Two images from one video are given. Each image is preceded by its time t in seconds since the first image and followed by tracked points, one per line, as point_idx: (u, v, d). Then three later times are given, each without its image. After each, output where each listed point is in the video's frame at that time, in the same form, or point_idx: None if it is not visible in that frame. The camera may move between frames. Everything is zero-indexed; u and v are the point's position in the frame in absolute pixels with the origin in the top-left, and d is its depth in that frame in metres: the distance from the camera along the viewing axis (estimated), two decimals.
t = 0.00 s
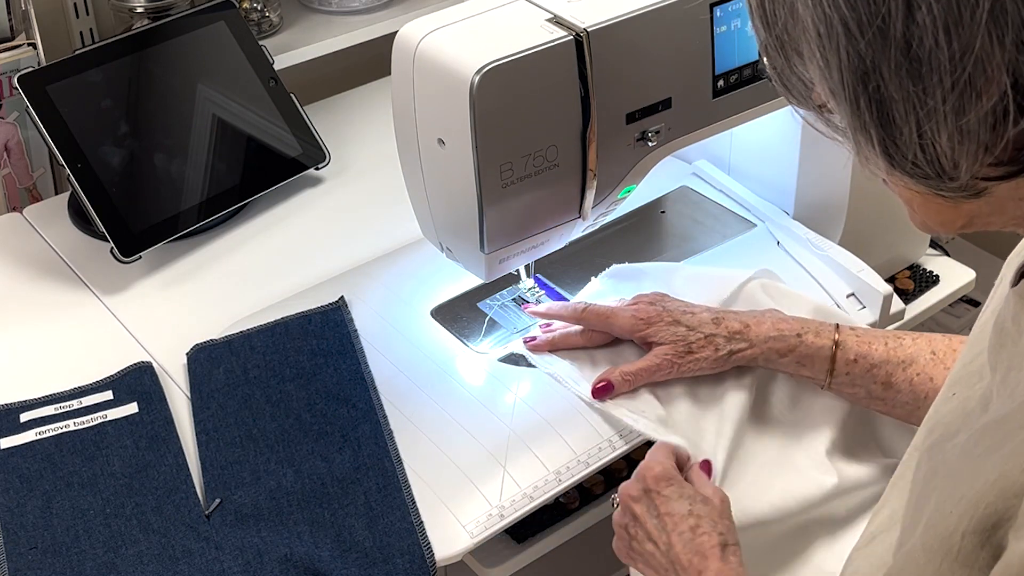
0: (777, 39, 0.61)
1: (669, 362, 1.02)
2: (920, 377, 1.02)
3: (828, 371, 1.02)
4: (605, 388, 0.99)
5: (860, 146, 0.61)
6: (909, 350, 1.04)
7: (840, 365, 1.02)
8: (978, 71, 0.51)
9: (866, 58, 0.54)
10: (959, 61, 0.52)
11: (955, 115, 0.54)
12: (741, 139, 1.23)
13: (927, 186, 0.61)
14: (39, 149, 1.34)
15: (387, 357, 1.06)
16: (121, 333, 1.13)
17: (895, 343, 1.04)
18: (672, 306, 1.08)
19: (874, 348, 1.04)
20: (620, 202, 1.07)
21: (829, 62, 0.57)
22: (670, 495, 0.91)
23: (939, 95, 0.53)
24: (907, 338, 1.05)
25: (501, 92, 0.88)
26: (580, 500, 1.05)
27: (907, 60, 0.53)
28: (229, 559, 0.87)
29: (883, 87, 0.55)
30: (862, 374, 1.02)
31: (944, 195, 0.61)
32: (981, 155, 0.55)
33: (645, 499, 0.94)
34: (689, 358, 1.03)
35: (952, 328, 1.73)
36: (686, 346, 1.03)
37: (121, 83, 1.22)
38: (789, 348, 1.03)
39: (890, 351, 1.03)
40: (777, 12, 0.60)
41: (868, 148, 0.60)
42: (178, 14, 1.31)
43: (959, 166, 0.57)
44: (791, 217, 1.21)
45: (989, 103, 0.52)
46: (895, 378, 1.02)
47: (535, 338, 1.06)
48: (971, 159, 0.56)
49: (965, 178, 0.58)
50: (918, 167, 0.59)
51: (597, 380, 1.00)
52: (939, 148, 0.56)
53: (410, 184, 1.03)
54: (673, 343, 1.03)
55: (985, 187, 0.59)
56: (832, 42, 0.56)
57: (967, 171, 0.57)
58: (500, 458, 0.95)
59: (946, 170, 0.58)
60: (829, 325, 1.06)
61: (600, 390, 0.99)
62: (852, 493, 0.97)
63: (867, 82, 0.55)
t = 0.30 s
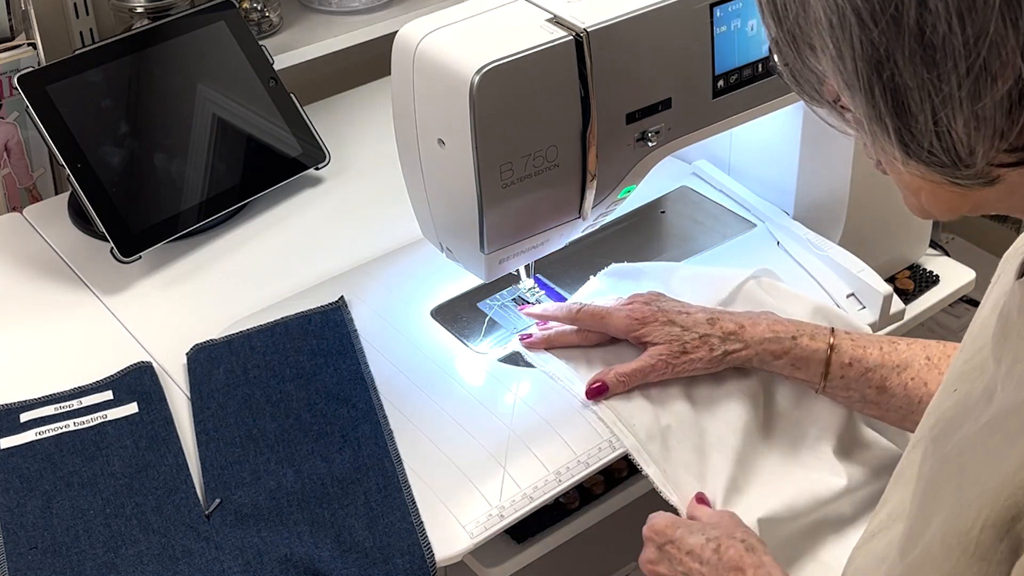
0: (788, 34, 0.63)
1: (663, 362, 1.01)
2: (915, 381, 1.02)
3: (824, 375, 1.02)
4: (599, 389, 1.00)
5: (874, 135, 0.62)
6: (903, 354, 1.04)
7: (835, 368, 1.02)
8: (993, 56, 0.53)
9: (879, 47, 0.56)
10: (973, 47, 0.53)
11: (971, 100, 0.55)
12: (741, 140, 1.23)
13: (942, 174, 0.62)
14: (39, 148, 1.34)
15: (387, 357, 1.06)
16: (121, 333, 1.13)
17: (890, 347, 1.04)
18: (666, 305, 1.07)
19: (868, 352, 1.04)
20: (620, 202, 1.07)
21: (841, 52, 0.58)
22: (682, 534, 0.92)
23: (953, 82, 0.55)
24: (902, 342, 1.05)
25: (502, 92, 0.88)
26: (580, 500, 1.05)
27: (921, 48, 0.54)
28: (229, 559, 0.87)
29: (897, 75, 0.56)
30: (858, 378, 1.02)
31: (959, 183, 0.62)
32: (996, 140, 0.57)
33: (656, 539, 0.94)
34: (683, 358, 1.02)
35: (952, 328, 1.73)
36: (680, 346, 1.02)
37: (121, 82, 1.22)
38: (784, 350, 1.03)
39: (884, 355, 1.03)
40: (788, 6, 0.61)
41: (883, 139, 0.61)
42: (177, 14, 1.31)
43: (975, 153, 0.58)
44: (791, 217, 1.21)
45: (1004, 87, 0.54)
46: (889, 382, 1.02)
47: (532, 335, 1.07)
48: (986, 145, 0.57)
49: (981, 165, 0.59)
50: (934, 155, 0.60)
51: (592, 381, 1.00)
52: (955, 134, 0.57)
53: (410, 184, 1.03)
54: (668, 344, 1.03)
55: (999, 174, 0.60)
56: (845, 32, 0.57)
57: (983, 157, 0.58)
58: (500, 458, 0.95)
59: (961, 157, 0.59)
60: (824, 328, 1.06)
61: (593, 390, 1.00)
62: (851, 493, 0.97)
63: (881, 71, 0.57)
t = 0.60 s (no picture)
0: (802, 9, 0.63)
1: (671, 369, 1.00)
2: (916, 381, 1.02)
3: (825, 373, 1.02)
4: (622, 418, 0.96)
5: (884, 112, 0.63)
6: (903, 354, 1.04)
7: (836, 366, 1.02)
8: (1005, 36, 0.54)
9: (893, 24, 0.57)
10: (986, 27, 0.54)
11: (982, 80, 0.56)
12: (742, 140, 1.22)
13: (949, 155, 0.63)
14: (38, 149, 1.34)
15: (387, 357, 1.06)
16: (121, 333, 1.13)
17: (890, 347, 1.04)
18: (666, 305, 1.06)
19: (870, 351, 1.03)
20: (620, 202, 1.07)
21: (855, 28, 0.59)
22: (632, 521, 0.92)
23: (965, 61, 0.56)
24: (902, 343, 1.05)
25: (502, 92, 0.88)
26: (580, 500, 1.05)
27: (935, 27, 0.55)
28: (229, 559, 0.87)
29: (909, 54, 0.57)
30: (858, 377, 1.02)
31: (965, 164, 0.63)
32: (1005, 121, 0.58)
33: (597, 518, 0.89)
34: (690, 361, 1.00)
35: (952, 329, 1.73)
36: (685, 350, 1.01)
37: (121, 82, 1.22)
38: (785, 348, 1.02)
39: (885, 355, 1.03)
40: None
41: (892, 116, 0.62)
42: (177, 14, 1.31)
43: (983, 134, 0.59)
44: (792, 217, 1.21)
45: (1015, 67, 0.55)
46: (890, 382, 1.02)
47: (531, 335, 1.07)
48: (995, 126, 0.58)
49: (988, 147, 0.61)
50: (942, 134, 0.61)
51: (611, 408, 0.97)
52: (964, 115, 0.59)
53: (410, 183, 1.03)
54: (672, 348, 1.01)
55: (1004, 157, 0.62)
56: (859, 9, 0.58)
57: (990, 138, 0.60)
58: (500, 458, 0.95)
59: (969, 138, 0.60)
60: (825, 327, 1.05)
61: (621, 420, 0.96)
62: (848, 493, 0.97)
63: (893, 49, 0.58)
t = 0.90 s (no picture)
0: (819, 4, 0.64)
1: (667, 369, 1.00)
2: (916, 381, 1.02)
3: (824, 372, 1.02)
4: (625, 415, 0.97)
5: (901, 108, 0.63)
6: (903, 355, 1.04)
7: (835, 365, 1.02)
8: None
9: (912, 21, 0.56)
10: (1008, 23, 0.54)
11: (1003, 76, 0.56)
12: (742, 140, 1.22)
13: (967, 151, 0.63)
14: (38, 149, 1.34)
15: (386, 357, 1.06)
16: (121, 333, 1.13)
17: (889, 348, 1.05)
18: (665, 304, 1.06)
19: (869, 351, 1.04)
20: (620, 202, 1.07)
21: (873, 25, 0.59)
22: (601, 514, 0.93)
23: (986, 57, 0.56)
24: (902, 344, 1.05)
25: (502, 91, 0.88)
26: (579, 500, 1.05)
27: (955, 23, 0.55)
28: (229, 559, 0.87)
29: (929, 50, 0.57)
30: (858, 377, 1.02)
31: (984, 161, 0.63)
32: None
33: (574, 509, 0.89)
34: (689, 360, 1.01)
35: (952, 329, 1.73)
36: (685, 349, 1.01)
37: (121, 82, 1.22)
38: (784, 348, 1.03)
39: (884, 355, 1.03)
40: None
41: (911, 113, 0.63)
42: (178, 14, 1.31)
43: (1003, 130, 0.59)
44: (792, 217, 1.22)
45: None
46: (890, 382, 1.02)
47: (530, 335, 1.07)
48: (1015, 122, 0.58)
49: (1007, 143, 0.60)
50: (961, 130, 0.61)
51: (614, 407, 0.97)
52: (984, 111, 0.58)
53: (411, 183, 1.03)
54: (670, 347, 1.02)
55: None
56: (878, 5, 0.58)
57: (1011, 134, 0.59)
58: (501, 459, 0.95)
59: (989, 134, 0.60)
60: (825, 328, 1.06)
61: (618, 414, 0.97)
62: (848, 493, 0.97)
63: (912, 45, 0.58)
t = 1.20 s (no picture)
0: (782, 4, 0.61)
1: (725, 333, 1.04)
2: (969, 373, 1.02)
3: (881, 350, 1.04)
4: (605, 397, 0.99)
5: (863, 113, 0.61)
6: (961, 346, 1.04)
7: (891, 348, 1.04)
8: (985, 43, 0.51)
9: (872, 27, 0.54)
10: (966, 33, 0.51)
11: (961, 87, 0.53)
12: (742, 140, 1.22)
13: (930, 156, 0.60)
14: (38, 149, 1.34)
15: (386, 357, 1.06)
16: (121, 333, 1.13)
17: (948, 335, 1.05)
18: (733, 270, 1.10)
19: (926, 338, 1.04)
20: (620, 202, 1.07)
21: (835, 30, 0.57)
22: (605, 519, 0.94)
23: (945, 66, 0.53)
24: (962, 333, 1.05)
25: (502, 91, 0.88)
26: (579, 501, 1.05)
27: (914, 31, 0.53)
28: (229, 559, 0.87)
29: (889, 57, 0.55)
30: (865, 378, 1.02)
31: (948, 166, 0.61)
32: (986, 127, 0.55)
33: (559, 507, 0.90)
34: (743, 321, 1.05)
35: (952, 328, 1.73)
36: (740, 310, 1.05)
37: (121, 82, 1.22)
38: (843, 325, 1.05)
39: (940, 343, 1.04)
40: None
41: (873, 118, 0.60)
42: (178, 14, 1.31)
43: (963, 138, 0.57)
44: (792, 217, 1.21)
45: (995, 76, 0.52)
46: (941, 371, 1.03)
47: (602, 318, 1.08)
48: (974, 131, 0.55)
49: (968, 150, 0.58)
50: (922, 138, 0.59)
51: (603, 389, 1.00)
52: (943, 119, 0.56)
53: (409, 183, 1.03)
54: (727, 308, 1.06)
55: (988, 160, 0.59)
56: (840, 9, 0.56)
57: (971, 143, 0.57)
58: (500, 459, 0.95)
59: (949, 140, 0.58)
60: (888, 306, 1.07)
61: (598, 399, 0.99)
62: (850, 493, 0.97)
63: (873, 52, 0.56)
